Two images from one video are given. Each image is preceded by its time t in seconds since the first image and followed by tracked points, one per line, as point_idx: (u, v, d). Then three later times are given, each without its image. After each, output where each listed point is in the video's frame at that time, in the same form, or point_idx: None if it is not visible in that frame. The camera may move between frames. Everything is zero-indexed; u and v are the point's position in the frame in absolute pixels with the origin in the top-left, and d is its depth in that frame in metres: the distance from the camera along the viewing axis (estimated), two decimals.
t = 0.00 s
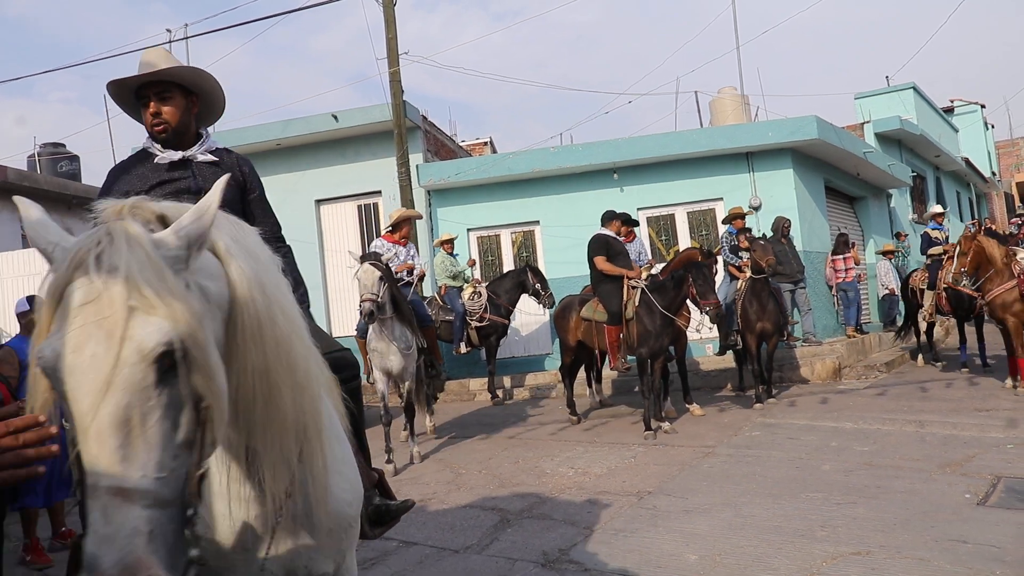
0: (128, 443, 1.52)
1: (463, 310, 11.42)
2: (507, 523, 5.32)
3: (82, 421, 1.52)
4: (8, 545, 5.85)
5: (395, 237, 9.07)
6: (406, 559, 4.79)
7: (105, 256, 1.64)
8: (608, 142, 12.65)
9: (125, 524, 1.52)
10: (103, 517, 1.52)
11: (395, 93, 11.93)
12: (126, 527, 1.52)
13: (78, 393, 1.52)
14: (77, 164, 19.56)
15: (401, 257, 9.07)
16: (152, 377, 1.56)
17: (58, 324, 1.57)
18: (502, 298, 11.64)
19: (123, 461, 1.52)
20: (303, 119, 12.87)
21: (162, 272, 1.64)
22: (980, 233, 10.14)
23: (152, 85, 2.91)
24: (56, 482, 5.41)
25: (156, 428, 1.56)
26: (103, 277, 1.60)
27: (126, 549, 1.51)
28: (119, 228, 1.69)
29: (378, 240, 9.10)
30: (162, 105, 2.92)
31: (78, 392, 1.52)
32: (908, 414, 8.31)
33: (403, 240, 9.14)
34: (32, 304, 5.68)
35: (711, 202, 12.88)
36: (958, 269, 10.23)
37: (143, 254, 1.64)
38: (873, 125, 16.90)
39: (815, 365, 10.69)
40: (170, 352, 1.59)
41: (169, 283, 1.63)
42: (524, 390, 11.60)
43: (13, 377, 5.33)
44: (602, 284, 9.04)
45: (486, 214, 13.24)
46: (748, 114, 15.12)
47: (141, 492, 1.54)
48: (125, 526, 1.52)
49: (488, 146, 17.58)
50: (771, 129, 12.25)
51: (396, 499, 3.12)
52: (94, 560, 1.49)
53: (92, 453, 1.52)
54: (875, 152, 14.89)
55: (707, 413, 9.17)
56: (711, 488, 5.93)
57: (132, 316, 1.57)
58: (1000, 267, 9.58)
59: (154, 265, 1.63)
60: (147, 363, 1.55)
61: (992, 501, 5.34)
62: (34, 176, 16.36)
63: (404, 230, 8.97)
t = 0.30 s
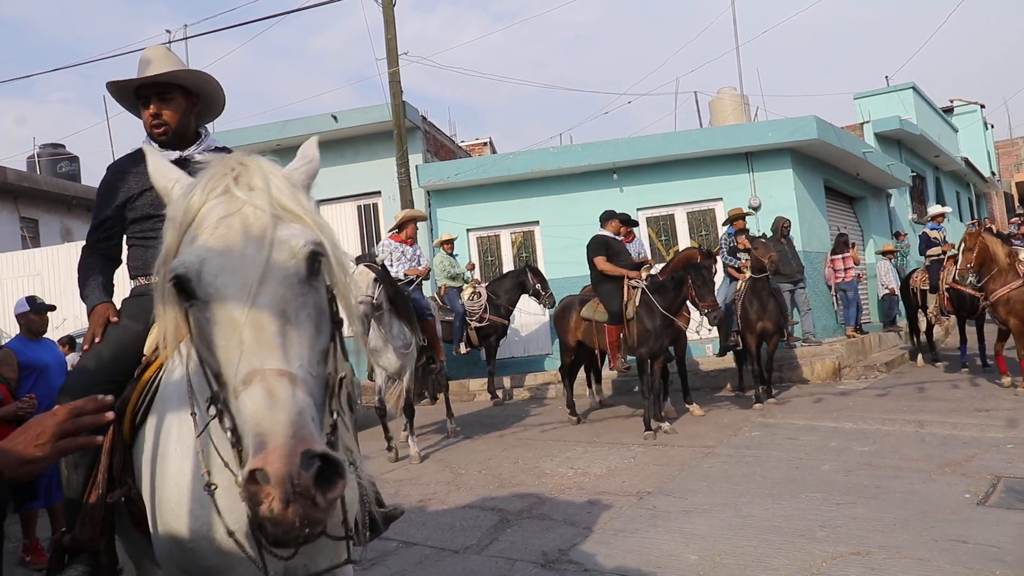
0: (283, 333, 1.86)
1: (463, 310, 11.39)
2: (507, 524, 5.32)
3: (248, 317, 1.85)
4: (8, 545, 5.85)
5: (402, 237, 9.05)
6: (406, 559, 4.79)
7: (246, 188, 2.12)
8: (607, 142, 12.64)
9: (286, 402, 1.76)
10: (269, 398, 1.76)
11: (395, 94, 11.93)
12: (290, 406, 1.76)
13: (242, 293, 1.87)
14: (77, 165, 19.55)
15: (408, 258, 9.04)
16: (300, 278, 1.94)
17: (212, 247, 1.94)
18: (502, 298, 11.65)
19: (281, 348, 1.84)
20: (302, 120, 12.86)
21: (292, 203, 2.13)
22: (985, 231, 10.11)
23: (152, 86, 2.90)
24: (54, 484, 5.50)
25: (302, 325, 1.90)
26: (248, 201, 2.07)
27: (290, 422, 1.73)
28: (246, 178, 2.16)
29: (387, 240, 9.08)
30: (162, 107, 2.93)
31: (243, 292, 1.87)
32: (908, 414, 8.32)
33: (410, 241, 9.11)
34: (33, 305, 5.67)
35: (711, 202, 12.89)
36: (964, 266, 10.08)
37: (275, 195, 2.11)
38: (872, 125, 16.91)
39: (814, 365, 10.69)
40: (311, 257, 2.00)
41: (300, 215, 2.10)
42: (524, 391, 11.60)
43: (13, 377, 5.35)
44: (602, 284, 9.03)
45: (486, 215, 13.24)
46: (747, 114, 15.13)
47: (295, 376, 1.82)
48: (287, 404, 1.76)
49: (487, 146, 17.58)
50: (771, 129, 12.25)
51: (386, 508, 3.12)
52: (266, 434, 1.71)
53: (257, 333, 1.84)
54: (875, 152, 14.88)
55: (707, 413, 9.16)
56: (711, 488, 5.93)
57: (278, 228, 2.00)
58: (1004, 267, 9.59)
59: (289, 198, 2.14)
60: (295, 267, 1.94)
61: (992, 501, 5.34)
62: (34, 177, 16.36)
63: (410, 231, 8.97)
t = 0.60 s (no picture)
0: (348, 347, 1.83)
1: (462, 311, 11.38)
2: (506, 524, 5.31)
3: (314, 328, 1.81)
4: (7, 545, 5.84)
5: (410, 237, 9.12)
6: (405, 559, 4.79)
7: (314, 190, 2.06)
8: (607, 142, 12.63)
9: (353, 417, 1.74)
10: (336, 409, 1.73)
11: (394, 94, 11.93)
12: (356, 419, 1.74)
13: (309, 302, 1.83)
14: (77, 164, 19.53)
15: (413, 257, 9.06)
16: (361, 293, 1.91)
17: (278, 251, 1.89)
18: (501, 299, 11.64)
19: (345, 360, 1.81)
20: (302, 119, 12.85)
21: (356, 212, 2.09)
22: (984, 231, 10.07)
23: (191, 80, 2.97)
24: (54, 483, 5.55)
25: (362, 340, 1.87)
26: (316, 206, 2.02)
27: (356, 437, 1.71)
28: (311, 180, 2.10)
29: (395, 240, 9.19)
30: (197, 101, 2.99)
31: (311, 302, 1.83)
32: (907, 414, 8.32)
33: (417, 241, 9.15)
34: (33, 304, 5.67)
35: (710, 202, 12.89)
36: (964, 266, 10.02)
37: (340, 200, 2.06)
38: (872, 125, 16.91)
39: (813, 365, 10.70)
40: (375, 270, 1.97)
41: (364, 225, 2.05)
42: (523, 391, 11.61)
43: (13, 376, 5.34)
44: (602, 284, 9.02)
45: (485, 215, 13.24)
46: (746, 114, 15.13)
47: (358, 390, 1.79)
48: (353, 418, 1.73)
49: (486, 146, 17.57)
50: (770, 129, 12.25)
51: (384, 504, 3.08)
52: (334, 446, 1.68)
53: (321, 343, 1.80)
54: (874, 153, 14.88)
55: (706, 414, 9.15)
56: (710, 488, 5.93)
57: (345, 239, 1.96)
58: (1004, 267, 9.61)
59: (353, 205, 2.10)
60: (359, 282, 1.91)
61: (991, 501, 5.34)
62: (33, 176, 16.36)
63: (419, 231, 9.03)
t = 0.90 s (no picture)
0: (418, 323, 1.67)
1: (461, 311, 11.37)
2: (506, 524, 5.31)
3: (384, 300, 1.64)
4: (7, 545, 5.84)
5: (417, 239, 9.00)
6: (405, 559, 4.79)
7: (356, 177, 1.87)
8: (607, 142, 12.63)
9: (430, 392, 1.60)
10: (417, 385, 1.58)
11: (395, 93, 11.92)
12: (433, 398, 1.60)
13: (380, 273, 1.65)
14: (76, 164, 19.53)
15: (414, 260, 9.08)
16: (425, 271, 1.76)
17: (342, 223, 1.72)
18: (501, 299, 11.64)
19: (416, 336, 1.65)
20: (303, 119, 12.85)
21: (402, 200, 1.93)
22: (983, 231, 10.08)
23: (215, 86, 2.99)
24: (53, 485, 5.58)
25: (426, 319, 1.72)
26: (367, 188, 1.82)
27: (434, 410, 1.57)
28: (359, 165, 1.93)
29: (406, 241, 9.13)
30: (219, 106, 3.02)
31: (382, 271, 1.65)
32: (907, 414, 8.32)
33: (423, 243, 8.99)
34: (32, 305, 5.66)
35: (710, 202, 12.89)
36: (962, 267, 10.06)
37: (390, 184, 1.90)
38: (871, 125, 16.91)
39: (812, 366, 10.70)
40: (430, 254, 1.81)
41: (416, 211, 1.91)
42: (523, 391, 11.61)
43: (13, 376, 5.33)
44: (602, 284, 9.01)
45: (485, 215, 13.24)
46: (746, 114, 15.14)
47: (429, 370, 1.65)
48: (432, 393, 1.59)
49: (486, 146, 17.56)
50: (769, 129, 12.26)
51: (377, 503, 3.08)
52: (414, 419, 1.54)
53: (399, 321, 1.63)
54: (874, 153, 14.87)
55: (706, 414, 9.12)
56: (709, 488, 5.93)
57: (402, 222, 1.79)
58: (1003, 266, 9.61)
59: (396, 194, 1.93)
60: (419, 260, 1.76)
61: (991, 501, 5.34)
62: (33, 176, 16.36)
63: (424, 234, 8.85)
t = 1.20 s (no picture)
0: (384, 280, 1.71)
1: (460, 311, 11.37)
2: (505, 524, 5.31)
3: (349, 257, 1.71)
4: (7, 546, 5.84)
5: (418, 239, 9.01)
6: (404, 559, 4.79)
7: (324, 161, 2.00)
8: (606, 142, 12.63)
9: (386, 336, 1.61)
10: (370, 330, 1.60)
11: (394, 94, 11.92)
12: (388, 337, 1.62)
13: (343, 238, 1.74)
14: (76, 164, 19.51)
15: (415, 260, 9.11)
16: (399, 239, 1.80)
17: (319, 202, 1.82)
18: (500, 299, 11.63)
19: (381, 291, 1.69)
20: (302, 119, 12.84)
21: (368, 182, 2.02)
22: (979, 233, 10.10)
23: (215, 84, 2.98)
24: (53, 485, 5.57)
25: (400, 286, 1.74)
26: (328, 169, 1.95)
27: (391, 352, 1.58)
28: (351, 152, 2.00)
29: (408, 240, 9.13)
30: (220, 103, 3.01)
31: (346, 237, 1.73)
32: (906, 415, 8.33)
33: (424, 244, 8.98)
34: (30, 305, 5.64)
35: (709, 203, 12.89)
36: (960, 269, 10.07)
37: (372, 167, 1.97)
38: (871, 125, 16.91)
39: (812, 366, 10.71)
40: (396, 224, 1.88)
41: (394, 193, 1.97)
42: (522, 391, 11.62)
43: (13, 377, 5.33)
44: (603, 285, 9.00)
45: (484, 215, 13.24)
46: (745, 114, 15.14)
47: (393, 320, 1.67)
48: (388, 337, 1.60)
49: (486, 147, 17.56)
50: (769, 129, 12.26)
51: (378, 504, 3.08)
52: (362, 359, 1.56)
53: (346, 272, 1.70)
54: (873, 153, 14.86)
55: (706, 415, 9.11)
56: (709, 488, 5.93)
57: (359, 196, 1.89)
58: (999, 268, 9.61)
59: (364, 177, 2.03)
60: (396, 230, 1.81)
61: (990, 501, 5.34)
62: (32, 176, 16.35)
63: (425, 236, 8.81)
